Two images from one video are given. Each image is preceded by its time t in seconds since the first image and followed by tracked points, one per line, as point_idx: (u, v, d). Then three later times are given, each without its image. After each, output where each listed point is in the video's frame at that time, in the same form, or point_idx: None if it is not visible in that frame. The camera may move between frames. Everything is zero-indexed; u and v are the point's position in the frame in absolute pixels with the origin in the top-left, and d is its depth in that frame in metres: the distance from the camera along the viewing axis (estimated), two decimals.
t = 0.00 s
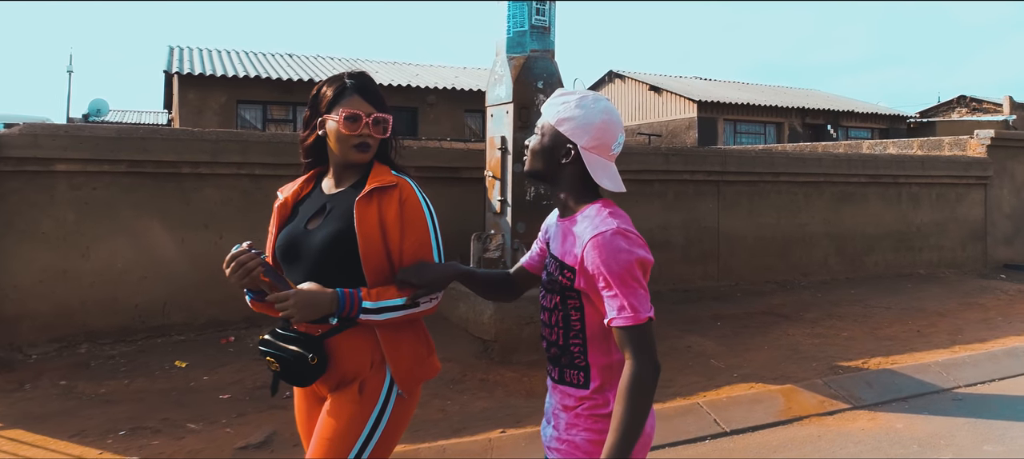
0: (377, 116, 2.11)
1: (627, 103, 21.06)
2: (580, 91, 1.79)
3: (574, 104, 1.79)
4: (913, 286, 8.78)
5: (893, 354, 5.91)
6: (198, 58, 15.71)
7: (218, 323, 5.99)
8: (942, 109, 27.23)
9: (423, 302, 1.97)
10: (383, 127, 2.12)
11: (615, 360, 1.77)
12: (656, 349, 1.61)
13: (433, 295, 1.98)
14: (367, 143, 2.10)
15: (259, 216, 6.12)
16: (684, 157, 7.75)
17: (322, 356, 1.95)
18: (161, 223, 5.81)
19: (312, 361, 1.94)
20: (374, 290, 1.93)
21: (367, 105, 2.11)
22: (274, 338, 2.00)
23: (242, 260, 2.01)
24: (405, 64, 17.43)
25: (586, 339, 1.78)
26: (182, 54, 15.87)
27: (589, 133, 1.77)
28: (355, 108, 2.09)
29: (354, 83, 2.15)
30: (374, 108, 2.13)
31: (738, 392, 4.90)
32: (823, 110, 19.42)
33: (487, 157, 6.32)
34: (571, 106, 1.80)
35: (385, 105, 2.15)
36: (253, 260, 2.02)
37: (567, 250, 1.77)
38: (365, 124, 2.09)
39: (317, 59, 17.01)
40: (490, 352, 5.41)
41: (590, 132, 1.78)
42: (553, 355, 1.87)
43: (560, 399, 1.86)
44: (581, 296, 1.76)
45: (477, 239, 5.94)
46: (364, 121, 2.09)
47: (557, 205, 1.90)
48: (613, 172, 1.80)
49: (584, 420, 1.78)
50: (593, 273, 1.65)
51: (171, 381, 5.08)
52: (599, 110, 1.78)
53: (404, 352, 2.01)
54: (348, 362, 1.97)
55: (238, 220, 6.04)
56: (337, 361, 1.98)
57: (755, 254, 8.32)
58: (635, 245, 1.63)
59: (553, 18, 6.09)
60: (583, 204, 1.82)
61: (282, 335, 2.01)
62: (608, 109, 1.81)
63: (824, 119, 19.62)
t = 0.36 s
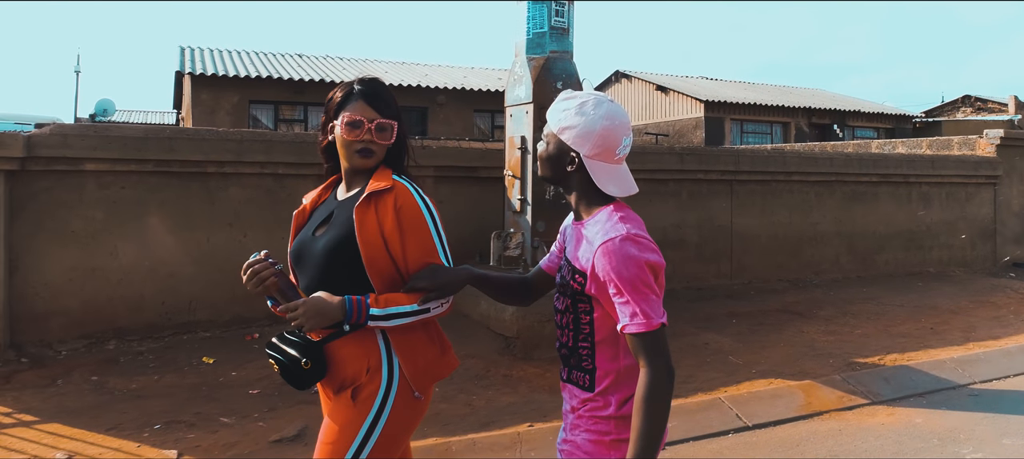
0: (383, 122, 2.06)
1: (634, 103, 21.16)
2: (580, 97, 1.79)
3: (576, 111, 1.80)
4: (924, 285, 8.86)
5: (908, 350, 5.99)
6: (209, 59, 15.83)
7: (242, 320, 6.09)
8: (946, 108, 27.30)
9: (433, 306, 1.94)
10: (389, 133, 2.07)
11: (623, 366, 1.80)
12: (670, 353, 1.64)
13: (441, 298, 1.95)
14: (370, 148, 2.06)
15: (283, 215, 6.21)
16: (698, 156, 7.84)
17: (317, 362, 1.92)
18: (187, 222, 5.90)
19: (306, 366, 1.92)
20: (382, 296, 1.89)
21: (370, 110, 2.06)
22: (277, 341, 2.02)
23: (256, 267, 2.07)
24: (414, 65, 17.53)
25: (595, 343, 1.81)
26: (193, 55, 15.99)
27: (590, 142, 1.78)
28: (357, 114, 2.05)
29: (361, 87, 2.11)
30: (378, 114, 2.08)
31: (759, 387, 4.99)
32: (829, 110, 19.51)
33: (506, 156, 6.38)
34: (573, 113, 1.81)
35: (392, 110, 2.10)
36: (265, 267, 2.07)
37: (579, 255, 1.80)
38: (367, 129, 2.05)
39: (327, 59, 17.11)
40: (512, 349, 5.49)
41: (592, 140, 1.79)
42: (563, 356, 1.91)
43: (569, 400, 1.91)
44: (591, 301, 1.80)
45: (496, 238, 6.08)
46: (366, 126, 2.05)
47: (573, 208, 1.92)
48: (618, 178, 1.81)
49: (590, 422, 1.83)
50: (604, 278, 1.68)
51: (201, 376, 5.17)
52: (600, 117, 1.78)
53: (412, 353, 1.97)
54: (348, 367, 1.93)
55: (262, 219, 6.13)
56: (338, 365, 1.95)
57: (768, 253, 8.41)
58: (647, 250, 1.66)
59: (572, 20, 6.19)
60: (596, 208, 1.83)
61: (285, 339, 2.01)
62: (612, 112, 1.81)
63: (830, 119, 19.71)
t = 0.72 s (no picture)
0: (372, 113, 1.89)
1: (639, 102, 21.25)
2: (587, 97, 1.73)
3: (582, 111, 1.74)
4: (935, 283, 8.92)
5: (923, 347, 6.05)
6: (218, 59, 15.91)
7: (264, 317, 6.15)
8: (950, 107, 27.39)
9: (334, 301, 1.70)
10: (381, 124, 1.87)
11: (636, 375, 1.72)
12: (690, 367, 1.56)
13: (342, 293, 1.70)
14: (358, 138, 1.90)
15: (304, 213, 6.27)
16: (711, 155, 7.91)
17: (302, 345, 1.96)
18: (210, 220, 5.97)
19: (291, 349, 1.97)
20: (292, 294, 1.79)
21: (355, 99, 1.91)
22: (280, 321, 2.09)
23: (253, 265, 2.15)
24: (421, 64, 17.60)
25: (606, 352, 1.73)
26: (202, 55, 16.05)
27: (596, 145, 1.73)
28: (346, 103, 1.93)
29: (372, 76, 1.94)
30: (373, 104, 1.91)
31: (780, 383, 5.06)
32: (834, 110, 19.60)
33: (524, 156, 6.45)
34: (579, 114, 1.75)
35: (391, 101, 1.90)
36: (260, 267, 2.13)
37: (590, 262, 1.71)
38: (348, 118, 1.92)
39: (334, 59, 17.18)
40: (534, 345, 5.57)
41: (598, 142, 1.74)
42: (571, 364, 1.83)
43: (577, 409, 1.83)
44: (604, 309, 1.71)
45: (517, 237, 6.18)
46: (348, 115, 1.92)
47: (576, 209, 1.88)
48: (625, 181, 1.76)
49: (603, 435, 1.74)
50: (619, 289, 1.60)
51: (228, 373, 5.25)
52: (606, 120, 1.72)
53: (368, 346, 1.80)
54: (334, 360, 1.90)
55: (283, 217, 6.20)
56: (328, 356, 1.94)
57: (780, 251, 8.47)
58: (663, 259, 1.58)
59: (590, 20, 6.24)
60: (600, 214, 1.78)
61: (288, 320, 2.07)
62: (620, 114, 1.75)
63: (835, 119, 19.80)
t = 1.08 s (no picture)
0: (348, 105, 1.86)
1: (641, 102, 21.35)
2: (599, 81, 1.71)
3: (593, 98, 1.72)
4: (941, 281, 9.01)
5: (935, 343, 6.12)
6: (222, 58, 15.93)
7: (283, 314, 6.21)
8: (949, 106, 27.53)
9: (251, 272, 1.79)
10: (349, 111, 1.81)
11: (649, 368, 1.72)
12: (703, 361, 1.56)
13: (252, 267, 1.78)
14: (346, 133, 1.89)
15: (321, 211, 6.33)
16: (722, 154, 7.98)
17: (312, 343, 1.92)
18: (230, 219, 6.02)
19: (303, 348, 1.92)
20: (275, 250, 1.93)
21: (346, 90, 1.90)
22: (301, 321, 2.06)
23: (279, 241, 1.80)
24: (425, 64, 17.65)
25: (620, 343, 1.72)
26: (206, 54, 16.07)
27: (606, 131, 1.71)
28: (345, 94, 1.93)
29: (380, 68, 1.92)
30: (359, 95, 1.87)
31: (798, 379, 5.13)
32: (836, 109, 19.70)
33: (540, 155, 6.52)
34: (590, 99, 1.73)
35: (364, 88, 1.83)
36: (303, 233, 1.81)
37: (602, 251, 1.68)
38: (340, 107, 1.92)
39: (338, 59, 17.22)
40: (553, 342, 5.64)
41: (607, 128, 1.72)
42: (583, 355, 1.81)
43: (587, 402, 1.81)
44: (617, 301, 1.69)
45: (533, 235, 6.21)
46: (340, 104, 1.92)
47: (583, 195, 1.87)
48: (632, 172, 1.74)
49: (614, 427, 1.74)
50: (633, 280, 1.57)
51: (251, 369, 5.30)
52: (616, 106, 1.71)
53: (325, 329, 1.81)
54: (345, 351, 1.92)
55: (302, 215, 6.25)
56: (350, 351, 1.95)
57: (788, 249, 8.55)
58: (680, 249, 1.56)
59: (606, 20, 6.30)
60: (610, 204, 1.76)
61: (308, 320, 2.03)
62: (632, 101, 1.73)
63: (836, 118, 19.90)
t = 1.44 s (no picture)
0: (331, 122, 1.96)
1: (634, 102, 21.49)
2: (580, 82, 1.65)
3: (575, 100, 1.67)
4: (934, 279, 9.17)
5: (933, 341, 6.26)
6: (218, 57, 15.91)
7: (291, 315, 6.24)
8: (935, 107, 27.90)
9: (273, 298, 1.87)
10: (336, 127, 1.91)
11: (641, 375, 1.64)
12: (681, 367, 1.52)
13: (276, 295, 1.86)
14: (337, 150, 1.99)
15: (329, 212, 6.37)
16: (722, 154, 8.10)
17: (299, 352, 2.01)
18: (238, 220, 6.05)
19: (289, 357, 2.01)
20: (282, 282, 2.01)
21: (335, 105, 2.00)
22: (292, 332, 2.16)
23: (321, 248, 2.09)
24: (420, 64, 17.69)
25: (609, 350, 1.65)
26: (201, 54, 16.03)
27: (589, 133, 1.66)
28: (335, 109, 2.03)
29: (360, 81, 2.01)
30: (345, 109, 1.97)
31: (802, 376, 5.23)
32: (825, 110, 19.93)
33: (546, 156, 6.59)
34: (572, 102, 1.67)
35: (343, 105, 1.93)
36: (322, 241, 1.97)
37: (585, 257, 1.64)
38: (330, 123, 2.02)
39: (333, 59, 17.23)
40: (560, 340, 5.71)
41: (590, 130, 1.66)
42: (571, 364, 1.75)
43: (580, 410, 1.74)
44: (603, 306, 1.64)
45: (540, 236, 6.28)
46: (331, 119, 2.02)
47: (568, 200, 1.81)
48: (617, 173, 1.70)
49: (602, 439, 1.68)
50: (613, 286, 1.53)
51: (262, 369, 5.34)
52: (599, 108, 1.65)
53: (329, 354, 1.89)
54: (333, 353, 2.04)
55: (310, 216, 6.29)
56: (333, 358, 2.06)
57: (786, 248, 8.69)
58: (658, 252, 1.52)
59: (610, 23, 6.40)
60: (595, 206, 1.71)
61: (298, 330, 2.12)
62: (614, 101, 1.67)
63: (826, 119, 20.13)
